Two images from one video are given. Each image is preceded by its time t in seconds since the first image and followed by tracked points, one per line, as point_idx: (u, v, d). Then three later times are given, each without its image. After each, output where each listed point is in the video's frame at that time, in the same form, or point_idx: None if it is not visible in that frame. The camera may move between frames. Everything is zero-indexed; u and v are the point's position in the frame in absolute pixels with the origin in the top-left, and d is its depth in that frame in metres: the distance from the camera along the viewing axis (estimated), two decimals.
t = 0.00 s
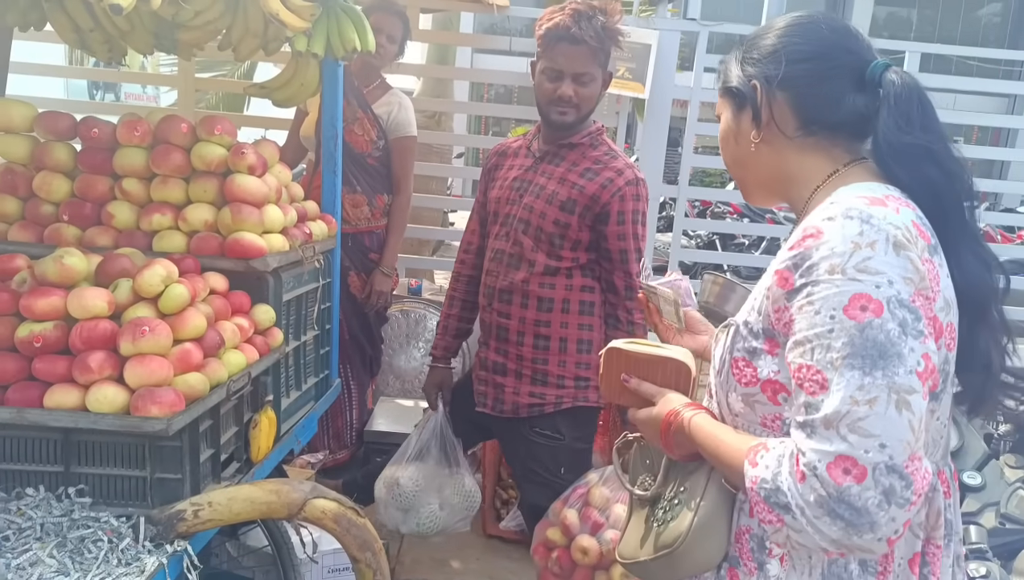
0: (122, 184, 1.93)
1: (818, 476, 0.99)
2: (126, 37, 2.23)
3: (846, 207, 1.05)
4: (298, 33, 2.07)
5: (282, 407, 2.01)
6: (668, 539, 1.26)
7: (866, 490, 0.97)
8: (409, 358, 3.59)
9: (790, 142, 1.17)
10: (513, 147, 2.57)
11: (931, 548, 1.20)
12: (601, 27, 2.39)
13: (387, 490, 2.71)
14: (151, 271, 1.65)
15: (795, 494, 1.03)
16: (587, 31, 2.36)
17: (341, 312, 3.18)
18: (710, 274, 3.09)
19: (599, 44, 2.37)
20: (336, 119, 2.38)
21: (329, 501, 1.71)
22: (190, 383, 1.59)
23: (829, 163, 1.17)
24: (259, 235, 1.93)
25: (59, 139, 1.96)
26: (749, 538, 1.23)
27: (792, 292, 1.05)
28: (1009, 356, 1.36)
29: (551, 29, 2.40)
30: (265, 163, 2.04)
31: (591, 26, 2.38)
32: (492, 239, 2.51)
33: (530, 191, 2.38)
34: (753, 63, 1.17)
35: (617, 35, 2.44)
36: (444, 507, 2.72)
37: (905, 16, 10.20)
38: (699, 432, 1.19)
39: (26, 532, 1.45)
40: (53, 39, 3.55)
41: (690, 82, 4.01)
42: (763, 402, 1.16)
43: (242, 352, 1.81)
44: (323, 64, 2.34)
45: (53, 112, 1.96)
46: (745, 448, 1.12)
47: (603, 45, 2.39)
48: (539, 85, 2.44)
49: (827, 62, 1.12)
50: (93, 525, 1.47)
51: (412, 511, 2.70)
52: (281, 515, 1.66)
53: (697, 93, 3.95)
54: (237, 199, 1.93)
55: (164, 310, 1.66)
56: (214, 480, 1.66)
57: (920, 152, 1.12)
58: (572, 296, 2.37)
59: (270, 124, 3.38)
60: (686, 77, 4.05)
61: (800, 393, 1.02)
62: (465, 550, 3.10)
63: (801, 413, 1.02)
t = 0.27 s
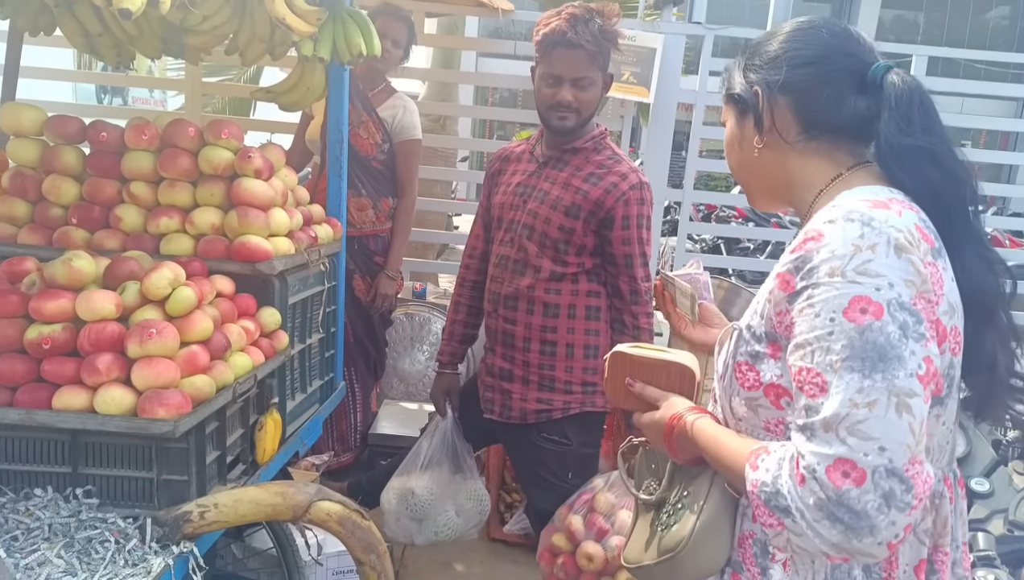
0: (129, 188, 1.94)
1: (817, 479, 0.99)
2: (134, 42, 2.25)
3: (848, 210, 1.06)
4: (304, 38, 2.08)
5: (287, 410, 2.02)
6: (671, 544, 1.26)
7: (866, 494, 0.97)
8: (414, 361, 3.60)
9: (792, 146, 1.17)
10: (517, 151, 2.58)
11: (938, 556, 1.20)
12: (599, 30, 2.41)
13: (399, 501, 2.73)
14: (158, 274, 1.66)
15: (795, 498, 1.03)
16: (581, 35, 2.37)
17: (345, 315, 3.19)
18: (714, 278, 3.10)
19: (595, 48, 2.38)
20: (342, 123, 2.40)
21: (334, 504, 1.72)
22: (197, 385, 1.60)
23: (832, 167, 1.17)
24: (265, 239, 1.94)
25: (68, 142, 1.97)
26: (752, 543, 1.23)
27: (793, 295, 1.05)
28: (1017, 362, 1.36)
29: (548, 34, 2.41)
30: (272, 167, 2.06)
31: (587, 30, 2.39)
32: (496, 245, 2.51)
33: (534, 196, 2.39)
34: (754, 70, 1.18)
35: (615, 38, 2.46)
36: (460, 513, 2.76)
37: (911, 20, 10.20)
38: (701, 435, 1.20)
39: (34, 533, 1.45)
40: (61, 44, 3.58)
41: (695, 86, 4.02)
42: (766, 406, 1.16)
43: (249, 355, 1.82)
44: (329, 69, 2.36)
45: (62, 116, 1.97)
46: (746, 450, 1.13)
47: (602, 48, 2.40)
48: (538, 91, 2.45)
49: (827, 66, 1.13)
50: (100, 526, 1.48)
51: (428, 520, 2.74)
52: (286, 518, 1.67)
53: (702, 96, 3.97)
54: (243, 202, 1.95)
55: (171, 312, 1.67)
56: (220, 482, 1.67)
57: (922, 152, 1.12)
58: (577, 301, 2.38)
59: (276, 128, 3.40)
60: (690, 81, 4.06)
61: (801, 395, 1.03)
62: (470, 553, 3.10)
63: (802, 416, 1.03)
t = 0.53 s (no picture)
0: (136, 191, 1.94)
1: (832, 490, 0.99)
2: (141, 46, 2.26)
3: (862, 217, 1.05)
4: (312, 42, 2.09)
5: (293, 413, 2.02)
6: (680, 553, 1.26)
7: (881, 505, 0.97)
8: (420, 365, 3.60)
9: (802, 150, 1.17)
10: (522, 155, 2.58)
11: (950, 565, 1.21)
12: (605, 33, 2.41)
13: (415, 511, 2.67)
14: (165, 277, 1.66)
15: (808, 508, 1.02)
16: (587, 38, 2.37)
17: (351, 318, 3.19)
18: (721, 282, 3.09)
19: (601, 51, 2.38)
20: (348, 127, 2.40)
21: (339, 507, 1.71)
22: (203, 388, 1.60)
23: (842, 172, 1.17)
24: (271, 242, 1.94)
25: (75, 146, 1.98)
26: (761, 553, 1.23)
27: (806, 303, 1.05)
28: None
29: (554, 38, 2.41)
30: (278, 171, 2.06)
31: (595, 33, 2.39)
32: (502, 249, 2.51)
33: (540, 201, 2.39)
34: (764, 73, 1.17)
35: (620, 42, 2.46)
36: (477, 517, 2.70)
37: (918, 24, 10.18)
38: (709, 442, 1.20)
39: (41, 535, 1.46)
40: (70, 47, 3.60)
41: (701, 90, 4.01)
42: (776, 414, 1.16)
43: (254, 358, 1.83)
44: (336, 73, 2.36)
45: (70, 120, 1.98)
46: (757, 459, 1.12)
47: (608, 51, 2.40)
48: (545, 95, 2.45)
49: (838, 71, 1.13)
50: (106, 529, 1.48)
51: (446, 527, 2.68)
52: (291, 521, 1.67)
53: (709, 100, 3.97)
54: (250, 206, 1.95)
55: (177, 316, 1.68)
56: (225, 485, 1.67)
57: (934, 158, 1.12)
58: (585, 305, 2.37)
59: (282, 132, 3.41)
60: (697, 85, 4.06)
61: (814, 404, 1.02)
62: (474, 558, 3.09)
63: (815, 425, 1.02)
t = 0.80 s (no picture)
0: (144, 195, 1.95)
1: (872, 509, 0.96)
2: (149, 51, 2.26)
3: (899, 230, 1.02)
4: (319, 46, 2.09)
5: (299, 417, 2.02)
6: (693, 562, 1.25)
7: (922, 525, 0.95)
8: (426, 369, 3.60)
9: (828, 152, 1.15)
10: (528, 159, 2.59)
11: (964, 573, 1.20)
12: (611, 37, 2.40)
13: (420, 513, 2.66)
14: (172, 281, 1.67)
15: (843, 525, 1.01)
16: (595, 43, 2.37)
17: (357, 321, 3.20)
18: (727, 287, 3.09)
19: (607, 55, 2.38)
20: (355, 131, 2.41)
21: (345, 511, 1.71)
22: (210, 392, 1.61)
23: (867, 177, 1.16)
24: (278, 246, 1.95)
25: (83, 150, 1.98)
26: (776, 560, 1.23)
27: (842, 314, 1.01)
28: None
29: (561, 43, 2.41)
30: (285, 175, 2.06)
31: (601, 37, 2.39)
32: (508, 254, 2.51)
33: (547, 205, 2.39)
34: (786, 72, 1.15)
35: (626, 47, 2.46)
36: (481, 520, 2.69)
37: (925, 29, 10.16)
38: (729, 452, 1.17)
39: (48, 537, 1.46)
40: (78, 52, 3.61)
41: (707, 94, 4.01)
42: (797, 422, 1.15)
43: (261, 362, 1.83)
44: (342, 77, 2.36)
45: (78, 124, 1.98)
46: (784, 472, 1.10)
47: (612, 55, 2.40)
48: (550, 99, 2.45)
49: (862, 70, 1.11)
50: (113, 532, 1.49)
51: (450, 529, 2.67)
52: (297, 525, 1.67)
53: (715, 105, 3.98)
54: (257, 211, 1.95)
55: (184, 319, 1.68)
56: (231, 489, 1.68)
57: (962, 159, 1.12)
58: (591, 310, 2.37)
59: (289, 136, 3.42)
60: (703, 88, 4.06)
61: (849, 419, 0.99)
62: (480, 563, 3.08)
63: (851, 440, 0.99)
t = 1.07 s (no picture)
0: (151, 199, 1.95)
1: (927, 530, 0.93)
2: (156, 55, 2.26)
3: (945, 242, 0.98)
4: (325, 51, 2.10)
5: (305, 420, 2.02)
6: None
7: (979, 545, 0.91)
8: (431, 373, 3.60)
9: (854, 161, 1.12)
10: (533, 163, 2.59)
11: None
12: (606, 41, 2.38)
13: (417, 514, 2.73)
14: (180, 285, 1.67)
15: (894, 545, 0.97)
16: (588, 48, 2.36)
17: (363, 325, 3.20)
18: (733, 291, 3.10)
19: (602, 59, 2.37)
20: (361, 135, 2.41)
21: (351, 514, 1.71)
22: (217, 396, 1.61)
23: (891, 185, 1.13)
24: (284, 250, 1.95)
25: (90, 154, 1.98)
26: (802, 573, 1.15)
27: (886, 330, 0.96)
28: None
29: (558, 48, 2.41)
30: (292, 179, 2.07)
31: (594, 41, 2.38)
32: (513, 258, 2.51)
33: (552, 210, 2.39)
34: (808, 79, 1.11)
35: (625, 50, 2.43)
36: (476, 527, 2.78)
37: (932, 31, 10.13)
38: (758, 465, 1.12)
39: (56, 541, 1.47)
40: (86, 56, 3.63)
41: (713, 97, 4.02)
42: (826, 435, 1.08)
43: (268, 366, 1.83)
44: (349, 82, 2.37)
45: (85, 128, 1.98)
46: (823, 487, 1.06)
47: (608, 59, 2.38)
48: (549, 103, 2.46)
49: (885, 74, 1.08)
50: (120, 535, 1.49)
51: (445, 533, 2.76)
52: (304, 528, 1.67)
53: (721, 109, 3.98)
54: (264, 215, 1.96)
55: (192, 323, 1.69)
56: (238, 492, 1.68)
57: (986, 161, 1.09)
58: (597, 314, 2.37)
59: (295, 140, 3.43)
60: (709, 92, 4.06)
61: (896, 437, 0.95)
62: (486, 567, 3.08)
63: (899, 459, 0.95)
